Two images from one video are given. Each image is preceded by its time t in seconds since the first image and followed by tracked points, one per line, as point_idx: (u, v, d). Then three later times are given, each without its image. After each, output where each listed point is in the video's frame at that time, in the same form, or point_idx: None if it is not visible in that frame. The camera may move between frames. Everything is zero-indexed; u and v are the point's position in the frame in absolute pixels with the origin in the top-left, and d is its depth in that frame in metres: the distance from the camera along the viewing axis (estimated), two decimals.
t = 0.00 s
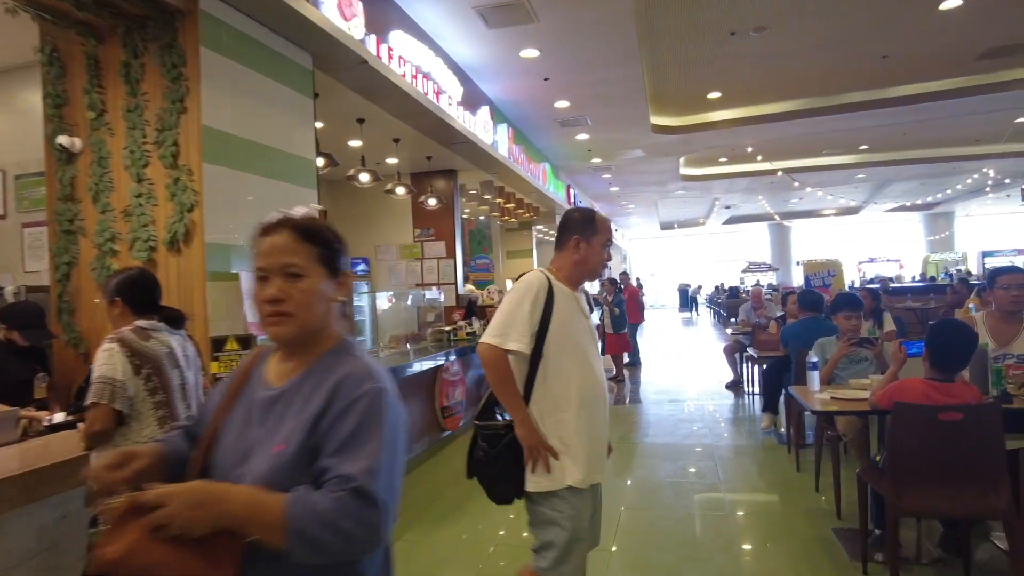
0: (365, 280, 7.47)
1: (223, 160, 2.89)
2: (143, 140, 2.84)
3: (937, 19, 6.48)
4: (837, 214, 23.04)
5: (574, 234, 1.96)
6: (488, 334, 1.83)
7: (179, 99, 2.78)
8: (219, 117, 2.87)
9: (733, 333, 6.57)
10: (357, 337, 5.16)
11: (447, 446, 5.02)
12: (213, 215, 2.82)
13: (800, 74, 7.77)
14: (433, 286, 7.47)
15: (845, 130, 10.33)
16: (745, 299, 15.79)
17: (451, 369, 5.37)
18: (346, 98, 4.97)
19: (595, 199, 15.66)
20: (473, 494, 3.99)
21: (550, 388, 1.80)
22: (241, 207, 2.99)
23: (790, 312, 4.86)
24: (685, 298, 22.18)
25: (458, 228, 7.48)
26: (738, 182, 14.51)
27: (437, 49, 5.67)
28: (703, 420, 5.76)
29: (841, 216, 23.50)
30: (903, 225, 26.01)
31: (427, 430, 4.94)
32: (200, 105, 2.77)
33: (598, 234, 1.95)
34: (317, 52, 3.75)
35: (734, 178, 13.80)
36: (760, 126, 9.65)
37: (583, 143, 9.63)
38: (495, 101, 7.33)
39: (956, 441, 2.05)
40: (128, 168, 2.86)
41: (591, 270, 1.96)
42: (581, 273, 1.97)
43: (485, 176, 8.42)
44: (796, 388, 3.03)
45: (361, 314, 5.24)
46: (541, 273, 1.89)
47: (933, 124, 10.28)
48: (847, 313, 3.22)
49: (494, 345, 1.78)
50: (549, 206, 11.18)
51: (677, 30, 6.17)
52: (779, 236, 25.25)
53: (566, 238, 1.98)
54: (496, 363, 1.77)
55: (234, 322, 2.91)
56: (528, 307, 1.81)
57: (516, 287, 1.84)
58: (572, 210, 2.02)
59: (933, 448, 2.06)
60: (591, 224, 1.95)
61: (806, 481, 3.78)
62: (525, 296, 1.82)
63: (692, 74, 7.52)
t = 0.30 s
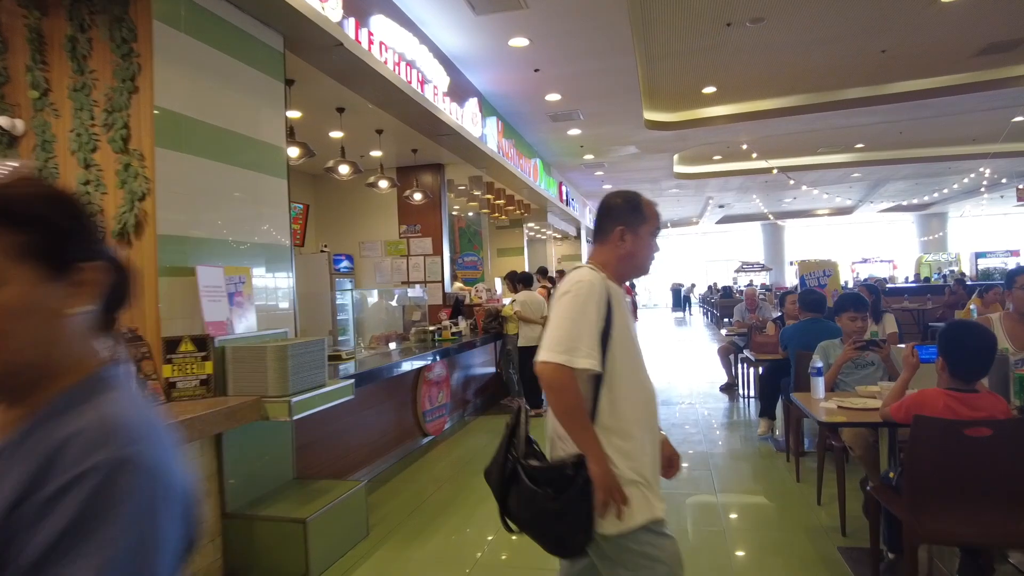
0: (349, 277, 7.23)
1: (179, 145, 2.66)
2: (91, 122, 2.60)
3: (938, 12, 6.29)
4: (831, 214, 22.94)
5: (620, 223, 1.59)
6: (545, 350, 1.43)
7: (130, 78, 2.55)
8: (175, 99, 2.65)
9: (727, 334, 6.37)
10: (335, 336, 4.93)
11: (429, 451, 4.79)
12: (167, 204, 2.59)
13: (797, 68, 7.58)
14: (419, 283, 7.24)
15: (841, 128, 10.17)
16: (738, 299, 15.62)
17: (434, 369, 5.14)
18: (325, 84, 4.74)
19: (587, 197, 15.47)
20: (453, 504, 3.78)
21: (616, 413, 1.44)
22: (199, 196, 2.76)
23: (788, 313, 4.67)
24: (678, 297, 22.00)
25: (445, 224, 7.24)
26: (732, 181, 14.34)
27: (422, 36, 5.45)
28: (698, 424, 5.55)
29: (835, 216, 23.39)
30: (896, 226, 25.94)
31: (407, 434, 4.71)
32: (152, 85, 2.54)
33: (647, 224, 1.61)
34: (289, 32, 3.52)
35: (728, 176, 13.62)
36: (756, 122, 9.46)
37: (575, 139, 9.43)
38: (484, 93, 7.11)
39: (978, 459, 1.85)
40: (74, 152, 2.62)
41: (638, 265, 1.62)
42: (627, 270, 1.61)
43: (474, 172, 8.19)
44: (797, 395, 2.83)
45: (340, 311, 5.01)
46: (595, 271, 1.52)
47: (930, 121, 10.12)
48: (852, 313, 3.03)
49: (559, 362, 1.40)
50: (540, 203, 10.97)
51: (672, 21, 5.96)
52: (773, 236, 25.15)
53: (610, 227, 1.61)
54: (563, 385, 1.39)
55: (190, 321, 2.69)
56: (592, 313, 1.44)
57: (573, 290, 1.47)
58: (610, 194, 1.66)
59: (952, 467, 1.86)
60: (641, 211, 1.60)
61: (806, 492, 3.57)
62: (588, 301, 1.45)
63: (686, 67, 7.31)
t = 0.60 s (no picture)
0: (336, 276, 7.01)
1: (137, 132, 2.45)
2: (38, 107, 2.39)
3: (945, 6, 6.10)
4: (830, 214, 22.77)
5: (717, 201, 1.34)
6: (653, 375, 1.16)
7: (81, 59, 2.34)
8: (132, 81, 2.44)
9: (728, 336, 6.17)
10: (322, 337, 4.74)
11: (417, 459, 4.57)
12: (122, 196, 2.38)
13: (799, 63, 7.38)
14: (410, 283, 7.01)
15: (842, 126, 9.98)
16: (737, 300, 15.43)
17: (423, 372, 4.93)
18: (308, 74, 4.53)
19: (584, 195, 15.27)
20: (440, 517, 3.59)
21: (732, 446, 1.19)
22: (160, 188, 2.55)
23: (792, 315, 4.47)
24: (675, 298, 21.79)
25: (436, 222, 7.03)
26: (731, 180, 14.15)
27: (411, 25, 5.24)
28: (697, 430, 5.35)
29: (833, 216, 23.21)
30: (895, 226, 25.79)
31: (393, 442, 4.49)
32: (105, 66, 2.34)
33: (750, 202, 1.35)
34: (264, 15, 3.31)
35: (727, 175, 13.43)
36: (756, 119, 9.26)
37: (571, 136, 9.22)
38: (477, 87, 6.90)
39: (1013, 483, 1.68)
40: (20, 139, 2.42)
41: (741, 252, 1.37)
42: (727, 259, 1.36)
43: (468, 168, 7.98)
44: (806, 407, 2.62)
45: (328, 310, 4.79)
46: (699, 266, 1.26)
47: (934, 119, 9.93)
48: (865, 316, 2.83)
49: (671, 393, 1.14)
50: (536, 201, 10.76)
51: (671, 12, 5.75)
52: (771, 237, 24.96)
53: (704, 207, 1.35)
54: (680, 419, 1.12)
55: (148, 322, 2.47)
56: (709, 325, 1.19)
57: (680, 295, 1.19)
58: (698, 167, 1.41)
59: (988, 495, 1.70)
60: (741, 186, 1.34)
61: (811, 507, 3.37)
62: (702, 310, 1.18)
63: (686, 61, 7.11)
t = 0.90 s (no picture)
0: (325, 276, 6.78)
1: (81, 117, 2.23)
2: None
3: None
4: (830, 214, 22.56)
5: (872, 181, 1.04)
6: (838, 402, 0.85)
7: (16, 34, 2.11)
8: (75, 57, 2.22)
9: (730, 340, 5.94)
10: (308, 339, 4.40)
11: (403, 469, 4.34)
12: (62, 186, 2.15)
13: (803, 57, 7.15)
14: (401, 283, 6.78)
15: (846, 123, 9.75)
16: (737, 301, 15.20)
17: (412, 378, 4.69)
18: (289, 63, 4.30)
19: (583, 194, 15.07)
20: (426, 533, 3.35)
21: (923, 494, 0.90)
22: (109, 179, 2.33)
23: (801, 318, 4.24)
24: (673, 298, 21.59)
25: (429, 220, 6.79)
26: (731, 178, 13.93)
27: (400, 14, 5.01)
28: (698, 439, 5.12)
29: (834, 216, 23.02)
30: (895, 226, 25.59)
31: (377, 451, 4.26)
32: (44, 38, 2.12)
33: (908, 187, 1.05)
34: None
35: (728, 174, 13.21)
36: (759, 116, 9.02)
37: (569, 132, 9.00)
38: (471, 80, 6.68)
39: None
40: None
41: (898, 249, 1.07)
42: (879, 256, 1.06)
43: (462, 165, 7.75)
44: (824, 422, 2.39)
45: (318, 311, 4.48)
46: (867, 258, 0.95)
47: (939, 117, 9.71)
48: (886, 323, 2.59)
49: (872, 428, 0.83)
50: (533, 199, 10.52)
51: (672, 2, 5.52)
52: (771, 236, 24.77)
53: (852, 192, 1.06)
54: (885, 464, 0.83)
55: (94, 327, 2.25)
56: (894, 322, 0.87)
57: (868, 292, 0.87)
58: (839, 141, 1.10)
59: None
60: (901, 165, 1.04)
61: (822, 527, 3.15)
62: (900, 313, 0.88)
63: (688, 54, 6.88)
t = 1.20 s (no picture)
0: (315, 275, 6.56)
1: (25, 96, 2.03)
2: None
3: None
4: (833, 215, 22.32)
5: None
6: None
7: None
8: (16, 33, 2.00)
9: (735, 343, 5.72)
10: (298, 341, 4.17)
11: (391, 481, 4.12)
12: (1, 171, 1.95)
13: (810, 51, 6.93)
14: (395, 284, 6.56)
15: (852, 121, 9.54)
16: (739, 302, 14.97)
17: (404, 384, 4.46)
18: (274, 51, 4.09)
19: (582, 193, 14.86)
20: (413, 553, 3.13)
21: None
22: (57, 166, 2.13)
23: (812, 322, 4.03)
24: (674, 299, 21.34)
25: (424, 219, 6.56)
26: (734, 178, 13.70)
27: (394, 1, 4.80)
28: (702, 447, 4.90)
29: (836, 217, 22.80)
30: (898, 227, 25.37)
31: (364, 462, 4.04)
32: None
33: None
34: None
35: (730, 173, 13.00)
36: (763, 113, 8.80)
37: (569, 129, 8.77)
38: (467, 73, 6.45)
39: None
40: None
41: None
42: None
43: (458, 162, 7.54)
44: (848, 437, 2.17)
45: (306, 313, 4.29)
46: None
47: (947, 115, 9.50)
48: (911, 330, 2.37)
49: None
50: (533, 198, 10.29)
51: None
52: (773, 237, 24.54)
53: None
54: None
55: (39, 331, 2.04)
56: None
57: None
58: None
59: None
60: None
61: (839, 555, 2.93)
62: None
63: (692, 48, 6.67)
